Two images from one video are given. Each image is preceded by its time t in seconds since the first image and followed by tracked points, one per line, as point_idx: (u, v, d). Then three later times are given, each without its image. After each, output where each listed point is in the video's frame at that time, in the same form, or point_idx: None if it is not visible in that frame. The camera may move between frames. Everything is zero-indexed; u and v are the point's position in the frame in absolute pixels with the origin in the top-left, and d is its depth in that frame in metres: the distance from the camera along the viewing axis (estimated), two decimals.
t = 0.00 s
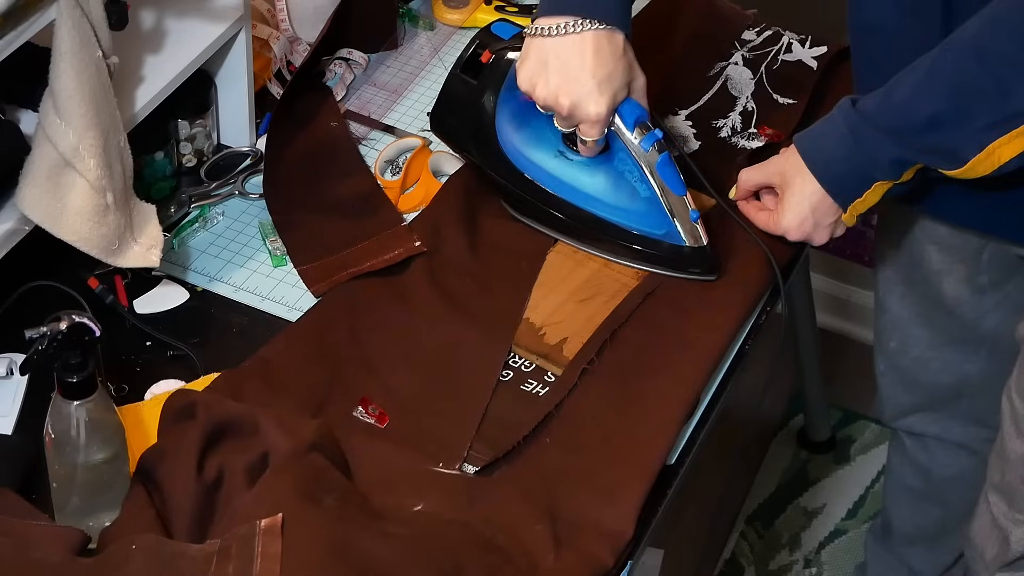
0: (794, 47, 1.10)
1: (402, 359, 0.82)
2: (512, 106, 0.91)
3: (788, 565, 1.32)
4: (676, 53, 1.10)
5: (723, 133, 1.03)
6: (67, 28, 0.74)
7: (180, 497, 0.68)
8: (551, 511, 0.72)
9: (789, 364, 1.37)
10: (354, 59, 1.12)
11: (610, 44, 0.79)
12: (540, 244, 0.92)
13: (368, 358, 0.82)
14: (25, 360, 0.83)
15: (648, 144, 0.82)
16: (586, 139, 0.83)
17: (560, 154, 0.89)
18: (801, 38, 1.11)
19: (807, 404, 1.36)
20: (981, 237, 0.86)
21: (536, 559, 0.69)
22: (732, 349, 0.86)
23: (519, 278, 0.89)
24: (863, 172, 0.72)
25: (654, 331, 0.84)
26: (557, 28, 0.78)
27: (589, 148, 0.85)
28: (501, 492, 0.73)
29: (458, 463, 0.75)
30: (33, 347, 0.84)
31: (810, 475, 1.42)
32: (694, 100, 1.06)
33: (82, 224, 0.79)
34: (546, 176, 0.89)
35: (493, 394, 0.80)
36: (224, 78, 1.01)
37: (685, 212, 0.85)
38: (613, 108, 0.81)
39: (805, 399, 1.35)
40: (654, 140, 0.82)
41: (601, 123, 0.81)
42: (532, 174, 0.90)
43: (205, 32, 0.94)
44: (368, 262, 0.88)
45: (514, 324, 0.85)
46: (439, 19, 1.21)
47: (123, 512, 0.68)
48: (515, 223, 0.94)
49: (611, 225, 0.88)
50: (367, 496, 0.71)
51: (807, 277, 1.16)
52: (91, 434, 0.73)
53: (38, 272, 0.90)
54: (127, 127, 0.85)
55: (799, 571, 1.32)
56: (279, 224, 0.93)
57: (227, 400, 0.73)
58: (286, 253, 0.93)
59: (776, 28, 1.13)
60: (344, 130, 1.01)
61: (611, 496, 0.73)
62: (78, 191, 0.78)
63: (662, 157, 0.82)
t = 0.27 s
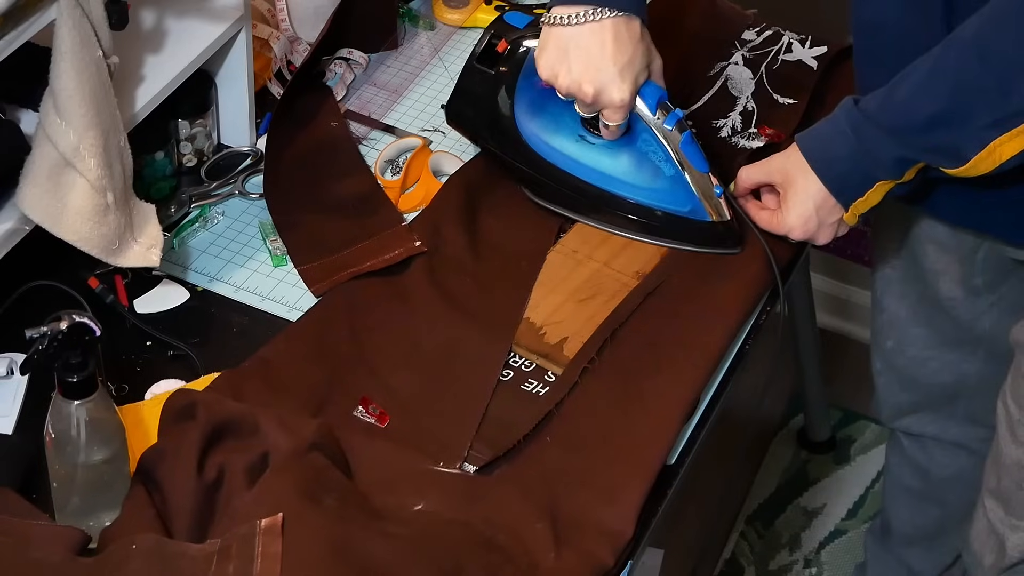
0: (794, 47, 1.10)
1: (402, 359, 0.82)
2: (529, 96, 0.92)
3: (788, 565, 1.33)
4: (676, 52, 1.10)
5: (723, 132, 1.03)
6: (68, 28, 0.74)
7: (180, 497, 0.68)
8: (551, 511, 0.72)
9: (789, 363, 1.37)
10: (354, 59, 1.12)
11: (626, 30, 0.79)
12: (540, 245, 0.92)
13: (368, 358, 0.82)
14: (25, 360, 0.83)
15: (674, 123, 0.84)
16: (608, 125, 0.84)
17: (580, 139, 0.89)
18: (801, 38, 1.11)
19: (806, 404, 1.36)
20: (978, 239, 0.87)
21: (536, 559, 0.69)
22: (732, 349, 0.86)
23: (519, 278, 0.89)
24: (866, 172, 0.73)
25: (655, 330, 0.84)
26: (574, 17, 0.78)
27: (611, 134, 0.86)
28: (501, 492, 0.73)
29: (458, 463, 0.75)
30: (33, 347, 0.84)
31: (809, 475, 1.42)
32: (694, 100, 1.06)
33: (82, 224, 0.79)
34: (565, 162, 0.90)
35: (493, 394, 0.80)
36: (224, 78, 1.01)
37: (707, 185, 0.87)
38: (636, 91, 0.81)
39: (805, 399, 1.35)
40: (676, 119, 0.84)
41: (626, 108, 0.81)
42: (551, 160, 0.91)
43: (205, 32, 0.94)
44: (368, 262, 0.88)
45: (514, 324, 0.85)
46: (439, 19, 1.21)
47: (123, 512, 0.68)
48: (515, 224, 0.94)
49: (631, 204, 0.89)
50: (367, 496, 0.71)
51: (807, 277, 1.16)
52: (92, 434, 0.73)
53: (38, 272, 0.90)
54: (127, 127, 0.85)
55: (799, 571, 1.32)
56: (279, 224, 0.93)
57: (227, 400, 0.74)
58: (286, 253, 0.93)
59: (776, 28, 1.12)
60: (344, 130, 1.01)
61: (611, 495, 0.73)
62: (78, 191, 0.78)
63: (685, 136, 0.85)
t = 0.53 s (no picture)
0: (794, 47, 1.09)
1: (402, 359, 0.82)
2: (528, 100, 0.92)
3: (788, 565, 1.33)
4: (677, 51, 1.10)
5: (723, 133, 1.03)
6: (68, 29, 0.74)
7: (180, 497, 0.68)
8: (551, 511, 0.72)
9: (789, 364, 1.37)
10: (354, 59, 1.12)
11: (627, 33, 0.79)
12: (540, 245, 0.92)
13: (368, 358, 0.82)
14: (25, 360, 0.83)
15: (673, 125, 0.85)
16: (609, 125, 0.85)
17: (582, 141, 0.90)
18: (801, 38, 1.11)
19: (806, 404, 1.36)
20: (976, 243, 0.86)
21: (536, 559, 0.69)
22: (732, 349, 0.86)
23: (519, 278, 0.89)
24: (884, 174, 0.72)
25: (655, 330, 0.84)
26: (574, 23, 0.78)
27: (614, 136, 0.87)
28: (501, 492, 0.73)
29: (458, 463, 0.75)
30: (33, 346, 0.84)
31: (809, 475, 1.42)
32: (694, 100, 1.06)
33: (82, 224, 0.79)
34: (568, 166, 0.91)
35: (494, 394, 0.80)
36: (225, 78, 1.01)
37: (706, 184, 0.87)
38: (637, 92, 0.82)
39: (805, 400, 1.35)
40: (677, 118, 0.86)
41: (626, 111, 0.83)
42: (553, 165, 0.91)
43: (205, 32, 0.94)
44: (368, 262, 0.88)
45: (514, 324, 0.85)
46: (439, 19, 1.21)
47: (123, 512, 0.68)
48: (515, 224, 0.94)
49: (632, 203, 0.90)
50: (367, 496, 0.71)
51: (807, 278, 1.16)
52: (92, 434, 0.73)
53: (38, 272, 0.90)
54: (127, 127, 0.85)
55: (799, 571, 1.32)
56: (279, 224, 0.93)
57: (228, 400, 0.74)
58: (286, 253, 0.93)
59: (776, 28, 1.12)
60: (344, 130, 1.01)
61: (611, 495, 0.73)
62: (78, 190, 0.78)
63: (689, 133, 0.86)
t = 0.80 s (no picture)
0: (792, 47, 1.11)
1: (403, 359, 0.82)
2: (588, 46, 0.98)
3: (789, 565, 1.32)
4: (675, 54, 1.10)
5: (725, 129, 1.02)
6: (68, 28, 0.74)
7: (180, 496, 0.68)
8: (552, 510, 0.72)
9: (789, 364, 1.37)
10: (354, 59, 1.11)
11: None
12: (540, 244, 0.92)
13: (368, 358, 0.81)
14: (25, 360, 0.83)
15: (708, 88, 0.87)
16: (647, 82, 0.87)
17: (624, 94, 0.95)
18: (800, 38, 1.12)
19: (807, 404, 1.36)
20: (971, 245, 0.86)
21: (536, 559, 0.69)
22: (731, 348, 0.85)
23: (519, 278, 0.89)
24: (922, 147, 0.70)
25: (655, 330, 0.84)
26: None
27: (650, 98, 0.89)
28: (501, 492, 0.73)
29: (459, 462, 0.75)
30: (33, 346, 0.84)
31: (809, 475, 1.42)
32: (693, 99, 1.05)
33: (82, 224, 0.79)
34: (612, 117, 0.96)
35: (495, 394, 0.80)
36: (225, 78, 1.01)
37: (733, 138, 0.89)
38: (673, 45, 0.85)
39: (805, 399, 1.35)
40: (711, 81, 0.87)
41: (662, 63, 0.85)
42: (601, 112, 0.97)
43: (205, 32, 0.94)
44: (368, 262, 0.88)
45: (514, 324, 0.85)
46: (439, 19, 1.21)
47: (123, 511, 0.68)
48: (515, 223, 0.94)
49: (660, 158, 0.94)
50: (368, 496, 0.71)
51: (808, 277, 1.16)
52: (92, 434, 0.73)
53: (38, 272, 0.90)
54: (127, 127, 0.85)
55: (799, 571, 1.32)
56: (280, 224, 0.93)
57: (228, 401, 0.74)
58: (286, 253, 0.93)
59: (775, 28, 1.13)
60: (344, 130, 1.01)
61: (612, 495, 0.73)
62: (78, 191, 0.78)
63: (719, 100, 0.88)
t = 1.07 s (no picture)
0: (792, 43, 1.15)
1: (403, 360, 0.82)
2: None
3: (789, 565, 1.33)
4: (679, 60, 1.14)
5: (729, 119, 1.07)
6: (68, 28, 0.74)
7: (180, 496, 0.68)
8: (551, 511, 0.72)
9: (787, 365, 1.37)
10: (354, 60, 1.12)
11: None
12: (540, 245, 0.92)
13: (369, 358, 0.82)
14: (25, 359, 0.83)
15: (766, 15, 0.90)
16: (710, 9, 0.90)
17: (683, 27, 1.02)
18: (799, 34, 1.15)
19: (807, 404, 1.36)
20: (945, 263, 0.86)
21: (536, 559, 0.69)
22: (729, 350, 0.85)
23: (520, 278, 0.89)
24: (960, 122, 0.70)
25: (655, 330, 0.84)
26: None
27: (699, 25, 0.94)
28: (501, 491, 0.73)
29: (458, 463, 0.75)
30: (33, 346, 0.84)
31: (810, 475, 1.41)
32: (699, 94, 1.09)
33: (82, 224, 0.79)
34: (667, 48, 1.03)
35: (494, 394, 0.80)
36: (225, 78, 1.01)
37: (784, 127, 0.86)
38: None
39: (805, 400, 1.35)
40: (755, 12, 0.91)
41: None
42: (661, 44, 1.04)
43: (205, 32, 0.94)
44: (368, 262, 0.88)
45: (514, 324, 0.85)
46: (439, 18, 1.21)
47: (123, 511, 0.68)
48: (515, 224, 0.94)
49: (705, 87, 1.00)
50: (369, 495, 0.70)
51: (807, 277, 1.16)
52: (92, 434, 0.74)
53: (38, 271, 0.90)
54: (127, 127, 0.85)
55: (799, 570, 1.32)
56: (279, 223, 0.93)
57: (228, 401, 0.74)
58: (286, 253, 0.93)
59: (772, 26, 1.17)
60: (343, 130, 1.01)
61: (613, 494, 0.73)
62: (78, 191, 0.78)
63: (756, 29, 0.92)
